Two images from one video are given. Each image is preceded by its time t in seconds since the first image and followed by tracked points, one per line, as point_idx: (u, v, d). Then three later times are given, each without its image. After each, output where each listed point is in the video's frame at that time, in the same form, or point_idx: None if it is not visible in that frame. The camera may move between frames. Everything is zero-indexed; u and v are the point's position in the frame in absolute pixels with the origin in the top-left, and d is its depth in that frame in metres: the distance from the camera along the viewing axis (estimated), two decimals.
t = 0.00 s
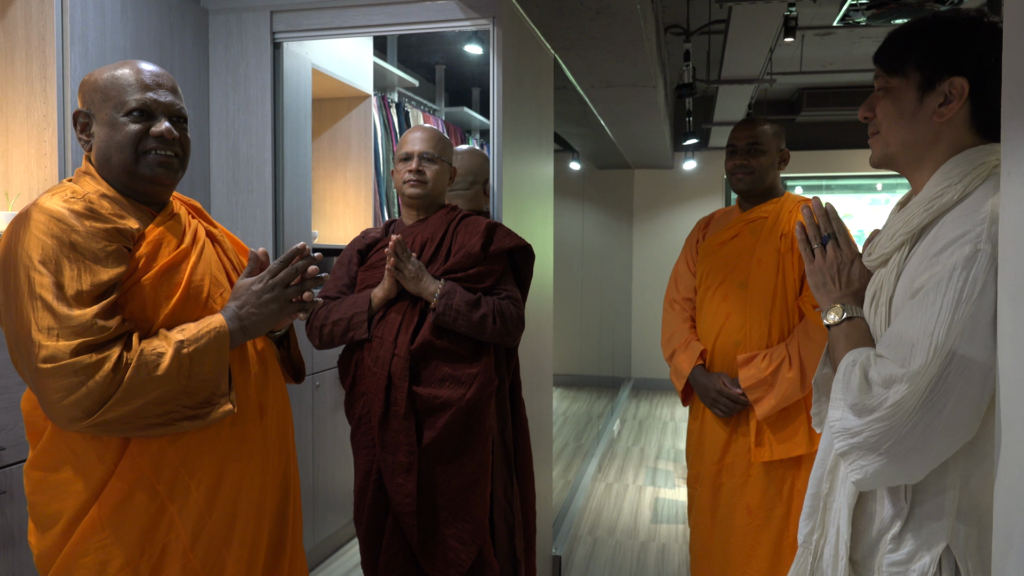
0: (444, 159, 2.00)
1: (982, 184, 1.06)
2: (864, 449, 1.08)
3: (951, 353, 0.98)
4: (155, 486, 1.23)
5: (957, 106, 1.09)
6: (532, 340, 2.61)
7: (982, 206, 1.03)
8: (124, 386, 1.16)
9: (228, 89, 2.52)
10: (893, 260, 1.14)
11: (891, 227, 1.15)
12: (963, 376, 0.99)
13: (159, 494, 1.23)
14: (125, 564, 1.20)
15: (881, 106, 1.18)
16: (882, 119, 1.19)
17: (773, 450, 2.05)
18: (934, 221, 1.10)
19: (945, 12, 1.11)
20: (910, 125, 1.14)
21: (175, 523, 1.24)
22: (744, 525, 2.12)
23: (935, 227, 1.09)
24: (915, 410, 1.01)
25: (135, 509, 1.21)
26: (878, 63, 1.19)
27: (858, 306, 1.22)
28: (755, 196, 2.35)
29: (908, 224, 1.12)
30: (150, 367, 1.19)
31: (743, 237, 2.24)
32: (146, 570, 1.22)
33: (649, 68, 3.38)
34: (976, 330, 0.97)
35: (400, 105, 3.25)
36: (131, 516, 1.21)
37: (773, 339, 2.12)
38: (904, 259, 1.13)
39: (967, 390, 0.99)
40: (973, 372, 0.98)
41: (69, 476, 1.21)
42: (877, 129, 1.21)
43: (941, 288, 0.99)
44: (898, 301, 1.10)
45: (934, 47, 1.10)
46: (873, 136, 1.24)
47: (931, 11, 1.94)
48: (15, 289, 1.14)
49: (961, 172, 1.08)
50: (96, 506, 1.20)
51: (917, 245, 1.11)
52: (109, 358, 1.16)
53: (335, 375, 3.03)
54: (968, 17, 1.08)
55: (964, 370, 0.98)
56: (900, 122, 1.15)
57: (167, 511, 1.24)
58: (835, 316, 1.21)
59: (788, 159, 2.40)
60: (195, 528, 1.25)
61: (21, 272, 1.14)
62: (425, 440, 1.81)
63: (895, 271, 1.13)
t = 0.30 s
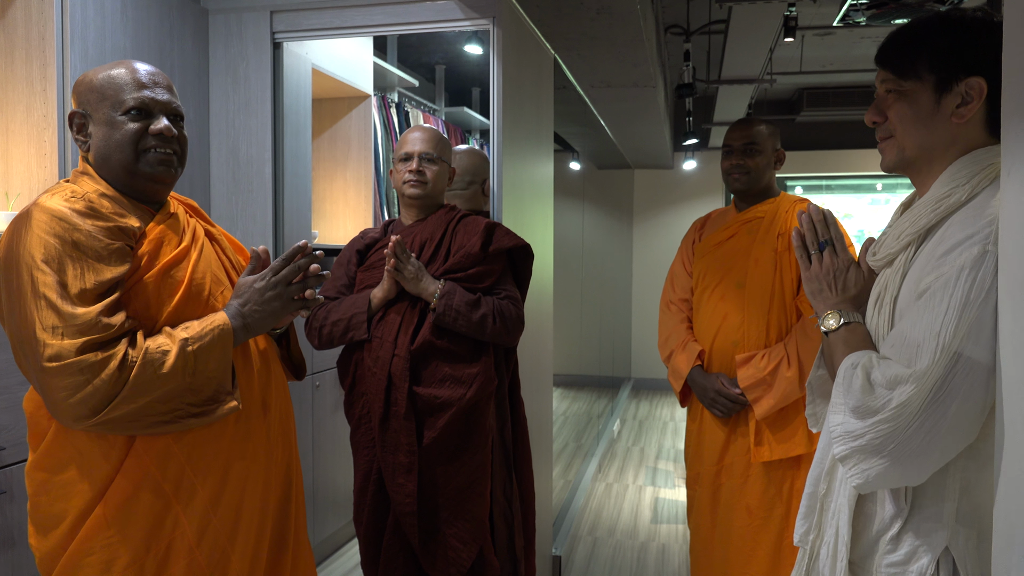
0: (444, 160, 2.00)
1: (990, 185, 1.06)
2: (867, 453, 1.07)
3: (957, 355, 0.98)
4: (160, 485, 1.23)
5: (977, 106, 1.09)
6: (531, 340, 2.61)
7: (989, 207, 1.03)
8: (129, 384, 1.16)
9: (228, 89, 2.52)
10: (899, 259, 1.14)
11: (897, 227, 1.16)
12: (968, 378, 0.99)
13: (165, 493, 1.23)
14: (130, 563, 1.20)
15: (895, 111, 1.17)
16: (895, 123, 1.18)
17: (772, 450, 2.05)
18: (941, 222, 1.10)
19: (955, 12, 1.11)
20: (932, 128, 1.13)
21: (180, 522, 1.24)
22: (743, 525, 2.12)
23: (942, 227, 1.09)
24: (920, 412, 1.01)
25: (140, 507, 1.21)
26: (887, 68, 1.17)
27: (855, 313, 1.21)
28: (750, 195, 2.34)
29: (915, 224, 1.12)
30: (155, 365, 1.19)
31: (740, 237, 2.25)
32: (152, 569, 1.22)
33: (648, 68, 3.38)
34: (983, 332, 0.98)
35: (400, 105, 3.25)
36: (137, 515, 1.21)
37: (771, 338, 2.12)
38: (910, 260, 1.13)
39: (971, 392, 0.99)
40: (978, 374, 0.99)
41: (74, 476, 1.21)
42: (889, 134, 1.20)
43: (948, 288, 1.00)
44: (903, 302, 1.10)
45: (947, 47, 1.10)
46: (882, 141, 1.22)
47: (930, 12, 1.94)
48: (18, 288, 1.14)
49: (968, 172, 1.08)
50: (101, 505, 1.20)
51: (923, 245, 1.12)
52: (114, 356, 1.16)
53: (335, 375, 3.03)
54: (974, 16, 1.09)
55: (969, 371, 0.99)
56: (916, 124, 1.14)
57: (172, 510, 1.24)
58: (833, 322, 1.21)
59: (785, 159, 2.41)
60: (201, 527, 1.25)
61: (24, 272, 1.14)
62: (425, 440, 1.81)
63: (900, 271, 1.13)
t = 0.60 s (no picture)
0: (443, 160, 1.99)
1: (991, 184, 1.06)
2: (868, 455, 1.07)
3: (958, 356, 0.98)
4: (159, 487, 1.23)
5: (976, 106, 1.09)
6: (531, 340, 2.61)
7: (990, 205, 1.03)
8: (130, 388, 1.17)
9: (228, 89, 2.52)
10: (899, 260, 1.14)
11: (897, 227, 1.16)
12: (969, 379, 0.99)
13: (163, 495, 1.23)
14: (130, 564, 1.20)
15: (893, 111, 1.17)
16: (894, 124, 1.17)
17: (772, 450, 2.05)
18: (941, 222, 1.10)
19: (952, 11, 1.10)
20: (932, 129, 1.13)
21: (178, 523, 1.24)
22: (743, 525, 2.12)
23: (942, 227, 1.09)
24: (922, 413, 1.01)
25: (140, 508, 1.21)
26: (885, 68, 1.17)
27: (857, 314, 1.21)
28: (747, 195, 2.34)
29: (915, 224, 1.12)
30: (156, 368, 1.19)
31: (736, 237, 2.25)
32: (150, 570, 1.22)
33: (648, 68, 3.38)
34: (985, 332, 0.98)
35: (400, 105, 3.25)
36: (136, 515, 1.21)
37: (769, 338, 2.12)
38: (910, 260, 1.13)
39: (973, 393, 0.99)
40: (979, 375, 0.99)
41: (71, 477, 1.21)
42: (888, 135, 1.20)
43: (950, 290, 1.00)
44: (904, 302, 1.11)
45: (944, 47, 1.09)
46: (881, 142, 1.22)
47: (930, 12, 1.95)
48: (18, 289, 1.14)
49: (969, 173, 1.08)
50: (99, 507, 1.20)
51: (923, 245, 1.12)
52: (115, 360, 1.16)
53: (335, 375, 3.03)
54: (970, 14, 1.09)
55: (971, 372, 0.99)
56: (915, 125, 1.15)
57: (171, 511, 1.24)
58: (835, 324, 1.21)
59: (781, 159, 2.41)
60: (200, 528, 1.25)
61: (24, 273, 1.14)
62: (425, 440, 1.81)
63: (900, 272, 1.14)
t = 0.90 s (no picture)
0: (441, 159, 1.99)
1: (989, 185, 1.06)
2: (869, 456, 1.07)
3: (957, 357, 0.98)
4: (153, 491, 1.23)
5: (973, 107, 1.08)
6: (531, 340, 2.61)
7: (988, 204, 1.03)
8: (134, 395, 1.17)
9: (228, 90, 2.52)
10: (897, 259, 1.14)
11: (896, 227, 1.16)
12: (968, 380, 0.99)
13: (157, 500, 1.23)
14: (121, 566, 1.20)
15: (891, 113, 1.17)
16: (892, 126, 1.18)
17: (771, 450, 2.05)
18: (939, 222, 1.10)
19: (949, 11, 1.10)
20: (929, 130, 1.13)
21: (170, 528, 1.24)
22: (741, 525, 2.12)
23: (940, 227, 1.09)
24: (920, 414, 1.01)
25: (133, 510, 1.21)
26: (881, 70, 1.18)
27: (858, 312, 1.22)
28: (744, 196, 2.35)
29: (913, 223, 1.12)
30: (161, 374, 1.19)
31: (733, 237, 2.25)
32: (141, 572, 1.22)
33: (649, 68, 3.38)
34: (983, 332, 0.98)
35: (400, 105, 3.25)
36: (129, 517, 1.21)
37: (767, 338, 2.12)
38: (907, 260, 1.13)
39: (972, 394, 0.99)
40: (978, 376, 0.99)
41: (64, 477, 1.21)
42: (887, 137, 1.20)
43: (948, 290, 0.99)
44: (903, 302, 1.11)
45: (941, 48, 1.09)
46: (880, 143, 1.22)
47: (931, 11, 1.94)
48: (27, 288, 1.14)
49: (967, 172, 1.08)
50: (91, 507, 1.20)
51: (922, 244, 1.12)
52: (120, 366, 1.16)
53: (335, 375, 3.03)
54: (966, 15, 1.09)
55: (969, 373, 0.99)
56: (912, 126, 1.15)
57: (165, 513, 1.24)
58: (835, 321, 1.21)
59: (777, 160, 2.40)
60: (195, 530, 1.26)
61: (34, 273, 1.14)
62: (425, 439, 1.81)
63: (898, 271, 1.14)
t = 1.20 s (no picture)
0: (439, 159, 1.99)
1: (989, 183, 1.06)
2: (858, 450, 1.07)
3: (948, 352, 0.98)
4: (163, 485, 1.23)
5: (972, 107, 1.08)
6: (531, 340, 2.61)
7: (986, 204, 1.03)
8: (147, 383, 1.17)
9: (228, 89, 2.52)
10: (894, 257, 1.15)
11: (893, 225, 1.16)
12: (960, 376, 0.99)
13: (167, 493, 1.23)
14: (134, 561, 1.20)
15: (890, 113, 1.17)
16: (891, 125, 1.17)
17: (769, 451, 2.05)
18: (936, 220, 1.10)
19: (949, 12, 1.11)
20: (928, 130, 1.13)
21: (181, 522, 1.24)
22: (739, 525, 2.11)
23: (937, 225, 1.09)
24: (910, 409, 1.01)
25: (145, 503, 1.21)
26: (880, 70, 1.18)
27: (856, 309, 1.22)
28: (741, 196, 2.35)
29: (911, 222, 1.13)
30: (174, 360, 1.20)
31: (731, 237, 2.25)
32: (153, 569, 1.22)
33: (649, 68, 3.38)
34: (975, 330, 0.98)
35: (400, 105, 3.25)
36: (139, 514, 1.21)
37: (764, 338, 2.12)
38: (904, 257, 1.13)
39: (963, 391, 0.99)
40: (971, 374, 0.99)
41: (73, 477, 1.21)
42: (886, 136, 1.20)
43: (941, 287, 1.00)
44: (898, 299, 1.11)
45: (940, 48, 1.09)
46: (879, 143, 1.22)
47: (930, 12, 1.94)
48: (31, 285, 1.14)
49: (966, 171, 1.08)
50: (103, 504, 1.19)
51: (918, 243, 1.12)
52: (136, 352, 1.16)
53: (335, 375, 3.03)
54: (966, 15, 1.09)
55: (961, 370, 0.99)
56: (911, 126, 1.15)
57: (174, 510, 1.24)
58: (833, 318, 1.21)
59: (775, 160, 2.40)
60: (204, 526, 1.26)
61: (36, 269, 1.13)
62: (424, 439, 1.81)
63: (895, 269, 1.14)
